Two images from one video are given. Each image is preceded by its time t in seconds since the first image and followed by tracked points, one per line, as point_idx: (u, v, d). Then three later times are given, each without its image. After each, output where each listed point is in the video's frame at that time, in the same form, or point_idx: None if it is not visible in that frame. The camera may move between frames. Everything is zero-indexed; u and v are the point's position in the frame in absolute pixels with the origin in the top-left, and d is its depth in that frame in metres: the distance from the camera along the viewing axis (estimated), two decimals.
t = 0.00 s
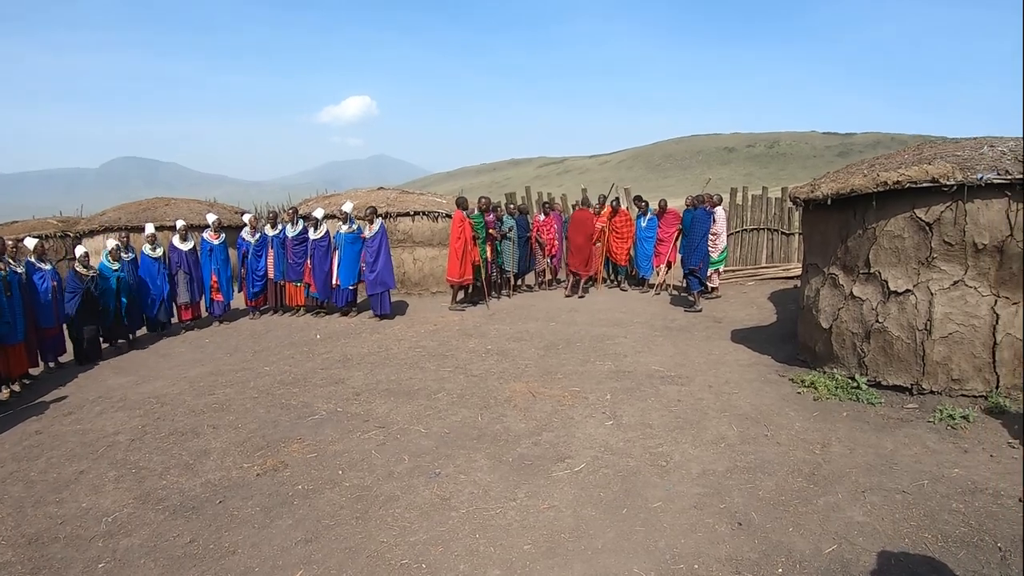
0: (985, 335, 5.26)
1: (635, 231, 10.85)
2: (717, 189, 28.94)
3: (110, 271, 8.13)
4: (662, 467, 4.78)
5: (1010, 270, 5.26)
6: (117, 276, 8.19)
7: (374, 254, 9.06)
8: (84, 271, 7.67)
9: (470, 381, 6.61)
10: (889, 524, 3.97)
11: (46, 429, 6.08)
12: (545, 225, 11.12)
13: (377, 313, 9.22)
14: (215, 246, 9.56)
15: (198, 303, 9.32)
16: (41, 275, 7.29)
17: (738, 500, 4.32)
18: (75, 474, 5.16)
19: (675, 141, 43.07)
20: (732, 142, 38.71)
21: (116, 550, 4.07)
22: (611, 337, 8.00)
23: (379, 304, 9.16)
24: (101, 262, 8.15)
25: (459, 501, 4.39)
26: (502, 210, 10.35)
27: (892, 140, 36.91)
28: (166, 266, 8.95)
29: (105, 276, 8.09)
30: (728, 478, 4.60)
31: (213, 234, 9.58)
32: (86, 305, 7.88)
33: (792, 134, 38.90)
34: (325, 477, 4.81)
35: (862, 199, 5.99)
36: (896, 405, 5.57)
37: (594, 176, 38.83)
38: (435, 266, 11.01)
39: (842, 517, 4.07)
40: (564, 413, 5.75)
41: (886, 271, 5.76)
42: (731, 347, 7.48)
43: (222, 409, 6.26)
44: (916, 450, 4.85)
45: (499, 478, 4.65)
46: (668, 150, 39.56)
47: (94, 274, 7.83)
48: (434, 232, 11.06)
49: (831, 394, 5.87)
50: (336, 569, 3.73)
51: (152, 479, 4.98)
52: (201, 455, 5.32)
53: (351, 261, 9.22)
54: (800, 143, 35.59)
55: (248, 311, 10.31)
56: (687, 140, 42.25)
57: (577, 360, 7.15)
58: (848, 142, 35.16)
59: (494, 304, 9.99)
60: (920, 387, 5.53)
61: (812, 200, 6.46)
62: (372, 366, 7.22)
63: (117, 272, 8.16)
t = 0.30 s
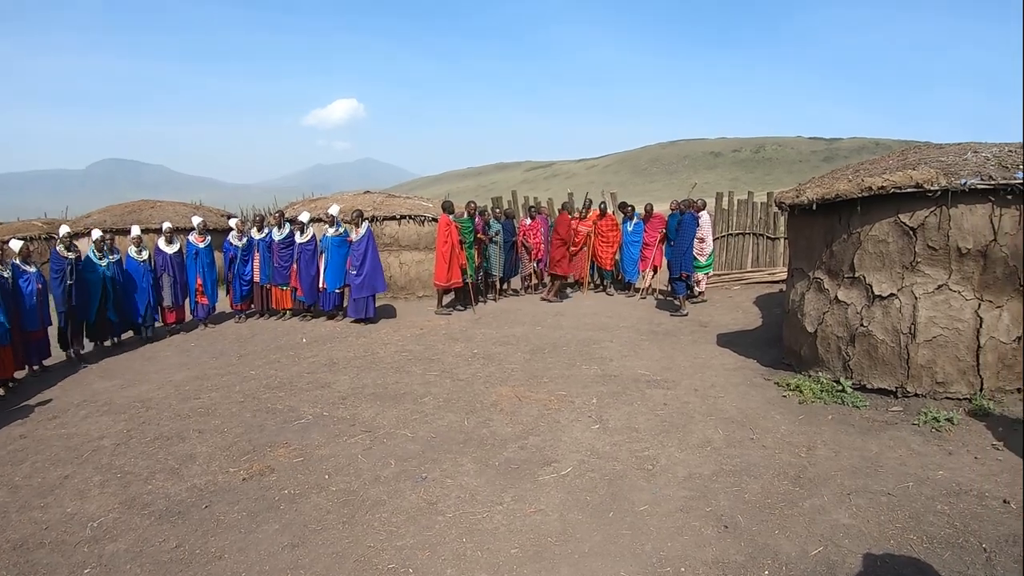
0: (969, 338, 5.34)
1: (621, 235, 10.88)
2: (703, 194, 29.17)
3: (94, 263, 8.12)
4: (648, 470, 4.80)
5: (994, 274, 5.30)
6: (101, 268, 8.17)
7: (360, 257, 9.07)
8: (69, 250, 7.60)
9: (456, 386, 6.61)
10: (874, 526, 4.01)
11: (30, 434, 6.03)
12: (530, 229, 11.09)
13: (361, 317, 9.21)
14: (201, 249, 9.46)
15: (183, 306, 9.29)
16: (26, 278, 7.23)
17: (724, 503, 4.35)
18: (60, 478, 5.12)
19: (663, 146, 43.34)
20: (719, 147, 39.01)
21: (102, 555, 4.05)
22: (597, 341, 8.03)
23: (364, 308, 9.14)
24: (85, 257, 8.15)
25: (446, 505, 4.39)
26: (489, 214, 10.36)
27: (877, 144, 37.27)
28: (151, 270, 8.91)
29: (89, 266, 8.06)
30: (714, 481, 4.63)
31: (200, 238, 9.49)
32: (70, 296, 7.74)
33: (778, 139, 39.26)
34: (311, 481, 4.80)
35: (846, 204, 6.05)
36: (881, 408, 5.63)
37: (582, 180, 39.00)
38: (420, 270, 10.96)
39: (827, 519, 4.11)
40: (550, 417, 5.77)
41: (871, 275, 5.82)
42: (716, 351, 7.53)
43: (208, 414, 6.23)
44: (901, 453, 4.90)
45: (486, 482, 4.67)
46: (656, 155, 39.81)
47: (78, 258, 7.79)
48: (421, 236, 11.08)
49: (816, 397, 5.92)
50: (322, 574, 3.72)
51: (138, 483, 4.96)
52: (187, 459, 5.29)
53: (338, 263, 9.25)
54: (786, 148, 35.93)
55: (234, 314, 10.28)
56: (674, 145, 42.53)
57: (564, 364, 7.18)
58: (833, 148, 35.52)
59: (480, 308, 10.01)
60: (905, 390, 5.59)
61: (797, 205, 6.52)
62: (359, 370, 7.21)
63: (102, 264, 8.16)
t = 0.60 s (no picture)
0: (958, 335, 5.40)
1: (610, 234, 10.93)
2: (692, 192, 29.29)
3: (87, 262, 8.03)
4: (639, 468, 4.82)
5: (982, 271, 5.37)
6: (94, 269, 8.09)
7: (351, 257, 9.05)
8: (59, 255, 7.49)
9: (446, 385, 6.61)
10: (865, 521, 4.04)
11: (19, 436, 5.98)
12: (520, 229, 11.06)
13: (355, 317, 9.23)
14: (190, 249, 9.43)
15: (172, 307, 9.27)
16: (16, 279, 7.18)
17: (715, 499, 4.37)
18: (49, 481, 5.09)
19: (653, 145, 43.48)
20: (709, 146, 39.18)
21: (93, 557, 4.03)
22: (587, 340, 8.05)
23: (359, 306, 9.18)
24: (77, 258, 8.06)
25: (437, 504, 4.39)
26: (478, 213, 10.40)
27: (865, 142, 37.50)
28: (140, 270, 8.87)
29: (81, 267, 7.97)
30: (705, 478, 4.65)
31: (190, 237, 9.42)
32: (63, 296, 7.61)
33: (767, 138, 39.47)
34: (302, 481, 4.79)
35: (835, 202, 6.08)
36: (871, 404, 5.66)
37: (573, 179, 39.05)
38: (409, 270, 10.96)
39: (819, 515, 4.13)
40: (541, 415, 5.78)
41: (859, 272, 5.85)
42: (706, 349, 7.56)
43: (198, 415, 6.21)
44: (891, 448, 4.93)
45: (477, 481, 4.67)
46: (646, 154, 39.92)
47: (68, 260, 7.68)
48: (410, 236, 11.06)
49: (806, 394, 5.96)
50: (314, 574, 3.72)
51: (128, 485, 4.93)
52: (177, 461, 5.27)
53: (328, 263, 9.24)
54: (775, 147, 36.14)
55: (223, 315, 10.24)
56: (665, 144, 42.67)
57: (554, 363, 7.19)
58: (822, 146, 35.74)
59: (470, 308, 10.01)
60: (894, 386, 5.63)
61: (787, 202, 6.54)
62: (349, 370, 7.20)
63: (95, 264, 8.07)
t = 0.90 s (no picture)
0: (954, 336, 5.44)
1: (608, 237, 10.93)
2: (688, 195, 29.37)
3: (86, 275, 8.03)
4: (638, 471, 4.84)
5: (978, 273, 5.43)
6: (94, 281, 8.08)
7: (348, 261, 9.05)
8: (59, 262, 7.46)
9: (445, 389, 6.62)
10: (864, 522, 4.07)
11: (17, 442, 5.98)
12: (517, 232, 11.20)
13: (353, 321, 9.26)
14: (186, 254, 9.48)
15: (168, 312, 9.27)
16: (12, 284, 7.17)
17: (714, 502, 4.39)
18: (48, 487, 5.09)
19: (648, 147, 43.60)
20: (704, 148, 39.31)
21: (93, 564, 4.03)
22: (584, 343, 8.07)
23: (357, 311, 9.22)
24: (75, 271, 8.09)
25: (438, 509, 4.41)
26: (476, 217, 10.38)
27: (860, 145, 37.67)
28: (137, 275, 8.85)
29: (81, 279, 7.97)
30: (703, 481, 4.67)
31: (184, 243, 9.45)
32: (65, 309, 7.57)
33: (761, 141, 39.63)
34: (302, 487, 4.80)
35: (831, 205, 6.11)
36: (869, 406, 5.69)
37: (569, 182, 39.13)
38: (407, 273, 10.97)
39: (817, 517, 4.16)
40: (539, 419, 5.80)
41: (856, 275, 5.89)
42: (703, 352, 7.59)
43: (196, 420, 6.21)
44: (889, 450, 4.96)
45: (477, 485, 4.68)
46: (642, 157, 40.03)
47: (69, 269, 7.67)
48: (407, 240, 11.08)
49: (803, 396, 5.99)
50: None
51: (128, 491, 4.93)
52: (177, 467, 5.27)
53: (325, 268, 9.23)
54: (769, 150, 36.29)
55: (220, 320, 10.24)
56: (660, 147, 42.79)
57: (551, 367, 7.21)
58: (817, 149, 35.91)
59: (468, 312, 10.03)
60: (891, 388, 5.67)
61: (783, 206, 6.57)
62: (346, 375, 7.21)
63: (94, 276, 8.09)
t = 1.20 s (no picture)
0: (957, 334, 5.41)
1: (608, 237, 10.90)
2: (687, 195, 29.36)
3: (86, 262, 7.98)
4: (640, 471, 4.82)
5: (980, 270, 5.41)
6: (93, 269, 8.02)
7: (348, 262, 9.02)
8: (59, 251, 7.38)
9: (446, 390, 6.60)
10: (868, 521, 4.04)
11: (16, 445, 5.95)
12: (517, 232, 11.18)
13: (353, 322, 9.25)
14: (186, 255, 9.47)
15: (168, 313, 9.25)
16: (11, 288, 7.16)
17: (717, 502, 4.37)
18: (48, 490, 5.06)
19: (647, 147, 43.60)
20: (703, 148, 39.32)
21: (93, 567, 4.00)
22: (585, 343, 8.05)
23: (356, 312, 9.21)
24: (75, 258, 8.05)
25: (440, 510, 4.38)
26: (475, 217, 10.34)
27: (859, 143, 37.64)
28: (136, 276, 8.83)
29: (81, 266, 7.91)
30: (706, 480, 4.65)
31: (185, 244, 9.50)
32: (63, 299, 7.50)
33: (761, 140, 39.63)
34: (303, 489, 4.77)
35: (832, 203, 6.08)
36: (871, 405, 5.66)
37: (568, 182, 39.11)
38: (407, 274, 10.96)
39: (821, 516, 4.13)
40: (541, 419, 5.78)
41: (857, 273, 5.86)
42: (704, 351, 7.57)
43: (196, 422, 6.19)
44: (892, 448, 4.94)
45: (478, 486, 4.66)
46: (641, 157, 40.04)
47: (69, 257, 7.60)
48: (407, 241, 11.06)
49: (806, 395, 5.96)
50: None
51: (127, 494, 4.91)
52: (177, 469, 5.25)
53: (325, 269, 9.20)
54: (769, 149, 36.28)
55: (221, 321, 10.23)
56: (659, 147, 42.78)
57: (553, 367, 7.19)
58: (816, 148, 35.89)
59: (468, 312, 10.01)
60: (893, 386, 5.64)
61: (784, 204, 6.55)
62: (347, 376, 7.19)
63: (94, 264, 8.03)
